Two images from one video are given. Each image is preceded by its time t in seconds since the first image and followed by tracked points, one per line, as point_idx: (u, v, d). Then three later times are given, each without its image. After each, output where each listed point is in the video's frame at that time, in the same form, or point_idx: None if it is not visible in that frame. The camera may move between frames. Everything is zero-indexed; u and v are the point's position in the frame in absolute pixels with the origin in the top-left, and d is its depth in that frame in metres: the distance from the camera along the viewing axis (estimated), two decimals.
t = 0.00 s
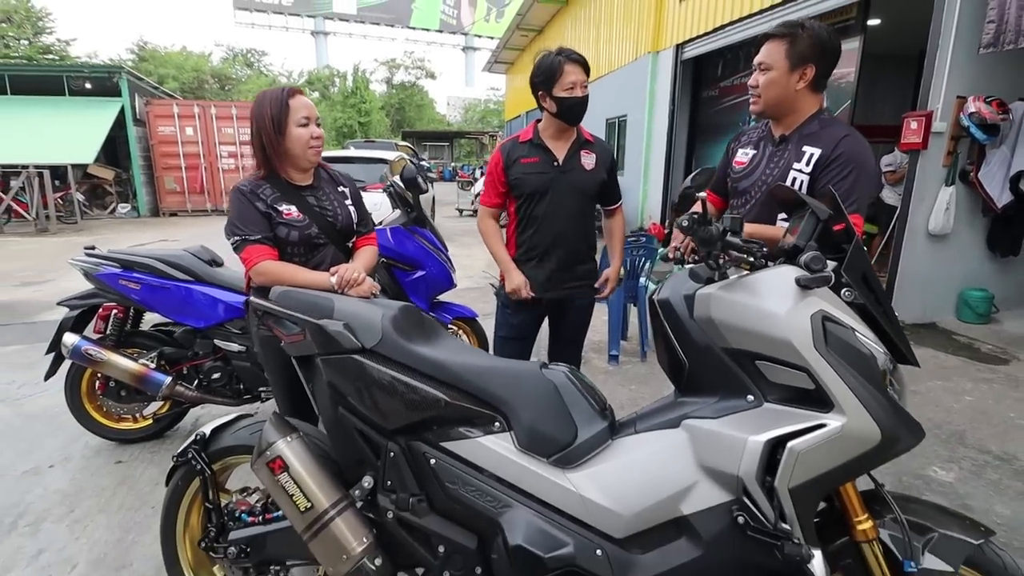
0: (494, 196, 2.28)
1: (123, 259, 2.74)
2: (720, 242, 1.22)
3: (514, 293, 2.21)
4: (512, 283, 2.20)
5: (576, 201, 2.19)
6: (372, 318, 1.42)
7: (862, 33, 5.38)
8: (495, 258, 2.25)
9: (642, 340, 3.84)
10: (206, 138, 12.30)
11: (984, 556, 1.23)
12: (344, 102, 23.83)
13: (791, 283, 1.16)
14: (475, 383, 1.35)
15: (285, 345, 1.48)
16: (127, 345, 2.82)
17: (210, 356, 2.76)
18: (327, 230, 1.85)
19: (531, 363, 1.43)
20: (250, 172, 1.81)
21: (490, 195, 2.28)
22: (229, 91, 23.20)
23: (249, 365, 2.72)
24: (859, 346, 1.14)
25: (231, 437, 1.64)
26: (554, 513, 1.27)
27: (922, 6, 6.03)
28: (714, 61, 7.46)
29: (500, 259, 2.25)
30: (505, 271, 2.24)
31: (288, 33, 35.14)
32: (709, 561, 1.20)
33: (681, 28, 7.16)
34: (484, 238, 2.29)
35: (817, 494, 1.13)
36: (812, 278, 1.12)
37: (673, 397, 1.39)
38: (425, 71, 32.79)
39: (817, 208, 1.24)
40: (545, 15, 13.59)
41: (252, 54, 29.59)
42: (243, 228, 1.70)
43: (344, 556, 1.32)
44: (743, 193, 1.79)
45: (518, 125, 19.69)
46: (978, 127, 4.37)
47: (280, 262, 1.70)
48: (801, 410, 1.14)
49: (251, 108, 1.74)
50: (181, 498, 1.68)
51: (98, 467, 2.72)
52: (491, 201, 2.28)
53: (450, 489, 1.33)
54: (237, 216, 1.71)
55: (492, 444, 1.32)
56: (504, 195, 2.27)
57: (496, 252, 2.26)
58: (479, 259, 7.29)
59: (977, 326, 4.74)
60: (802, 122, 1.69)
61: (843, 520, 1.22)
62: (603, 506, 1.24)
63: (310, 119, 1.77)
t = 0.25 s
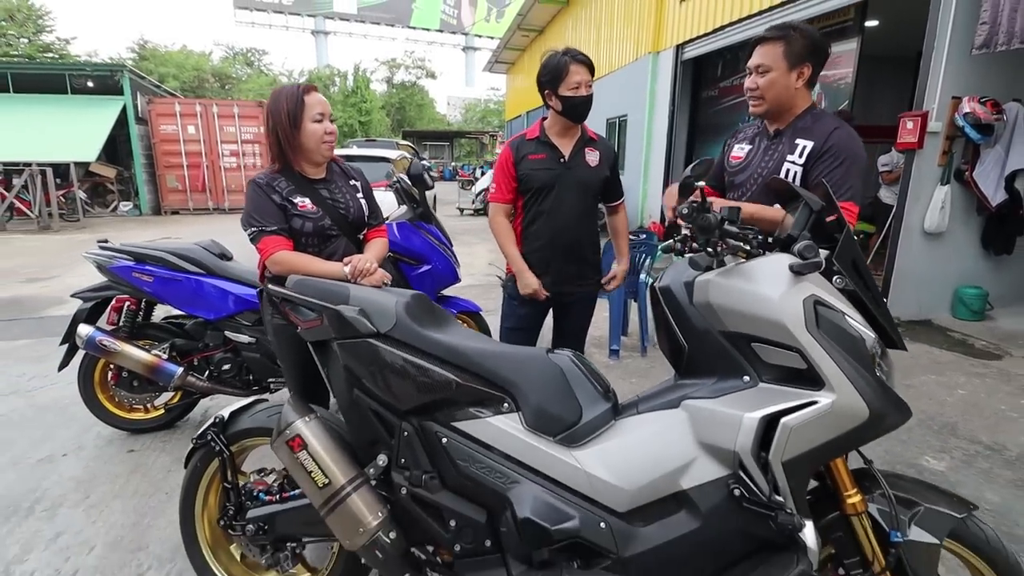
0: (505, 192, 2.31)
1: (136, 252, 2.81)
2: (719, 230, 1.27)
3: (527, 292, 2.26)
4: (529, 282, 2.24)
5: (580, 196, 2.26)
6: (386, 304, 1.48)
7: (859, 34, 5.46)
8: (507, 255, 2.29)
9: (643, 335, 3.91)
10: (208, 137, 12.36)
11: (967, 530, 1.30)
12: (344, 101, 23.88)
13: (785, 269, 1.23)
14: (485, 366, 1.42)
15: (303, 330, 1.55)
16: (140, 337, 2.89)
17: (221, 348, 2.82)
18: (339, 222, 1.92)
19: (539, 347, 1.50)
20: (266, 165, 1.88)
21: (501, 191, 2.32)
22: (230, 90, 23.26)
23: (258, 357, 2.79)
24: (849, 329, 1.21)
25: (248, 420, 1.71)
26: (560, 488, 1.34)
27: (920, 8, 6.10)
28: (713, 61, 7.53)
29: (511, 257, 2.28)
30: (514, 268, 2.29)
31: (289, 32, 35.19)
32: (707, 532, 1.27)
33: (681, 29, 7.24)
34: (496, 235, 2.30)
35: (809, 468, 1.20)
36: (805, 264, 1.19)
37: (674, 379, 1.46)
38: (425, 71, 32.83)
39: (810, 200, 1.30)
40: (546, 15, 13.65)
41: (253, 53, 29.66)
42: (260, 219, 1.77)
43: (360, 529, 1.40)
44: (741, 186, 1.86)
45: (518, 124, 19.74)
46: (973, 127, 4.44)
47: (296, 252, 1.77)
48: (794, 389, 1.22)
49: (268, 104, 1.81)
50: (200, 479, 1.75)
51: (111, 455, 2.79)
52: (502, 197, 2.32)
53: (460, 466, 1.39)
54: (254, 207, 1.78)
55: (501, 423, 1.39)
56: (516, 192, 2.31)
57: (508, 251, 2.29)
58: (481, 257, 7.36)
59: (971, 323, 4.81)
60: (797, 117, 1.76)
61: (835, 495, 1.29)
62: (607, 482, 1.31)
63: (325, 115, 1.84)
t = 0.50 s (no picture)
0: (508, 187, 2.38)
1: (145, 246, 2.87)
2: (714, 221, 1.36)
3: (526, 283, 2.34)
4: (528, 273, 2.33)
5: (582, 193, 2.33)
6: (396, 292, 1.54)
7: (855, 36, 5.54)
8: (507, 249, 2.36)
9: (642, 331, 3.98)
10: (208, 135, 12.41)
11: (949, 506, 1.36)
12: (344, 101, 23.93)
13: (777, 258, 1.29)
14: (491, 352, 1.48)
15: (315, 319, 1.61)
16: (148, 330, 2.94)
17: (228, 341, 2.88)
18: (348, 217, 1.99)
19: (543, 335, 1.56)
20: (277, 160, 1.94)
21: (504, 186, 2.38)
22: (229, 89, 23.29)
23: (265, 350, 2.82)
24: (838, 315, 1.27)
25: (261, 406, 1.77)
26: (563, 468, 1.40)
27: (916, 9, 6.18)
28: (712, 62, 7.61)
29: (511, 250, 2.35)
30: (514, 261, 2.36)
31: (288, 31, 35.21)
32: (703, 509, 1.34)
33: (680, 30, 7.31)
34: (497, 228, 2.38)
35: (799, 447, 1.26)
36: (796, 254, 1.25)
37: (672, 366, 1.53)
38: (424, 70, 32.89)
39: (802, 193, 1.37)
40: (546, 15, 13.71)
41: (252, 53, 29.69)
42: (272, 213, 1.83)
43: (370, 507, 1.46)
44: (734, 183, 1.92)
45: (518, 123, 19.79)
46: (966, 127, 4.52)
47: (305, 244, 1.83)
48: (786, 372, 1.28)
49: (281, 101, 1.87)
50: (213, 463, 1.81)
51: (120, 446, 2.84)
52: (504, 192, 2.38)
53: (467, 448, 1.45)
54: (266, 201, 1.83)
55: (506, 406, 1.45)
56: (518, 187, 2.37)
57: (508, 245, 2.36)
58: (481, 255, 7.42)
59: (964, 320, 4.89)
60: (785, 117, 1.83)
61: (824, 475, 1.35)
62: (608, 462, 1.37)
63: (336, 112, 1.90)
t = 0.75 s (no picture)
0: (505, 183, 2.42)
1: (146, 243, 2.89)
2: (704, 216, 1.40)
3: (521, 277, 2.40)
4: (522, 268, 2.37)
5: (578, 191, 2.37)
6: (396, 287, 1.58)
7: (850, 37, 5.60)
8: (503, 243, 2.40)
9: (638, 328, 4.02)
10: (206, 134, 12.41)
11: (931, 492, 1.41)
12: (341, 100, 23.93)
13: (766, 253, 1.34)
14: (489, 345, 1.52)
15: (316, 313, 1.64)
16: (148, 326, 2.97)
17: (228, 338, 2.91)
18: (348, 213, 2.02)
19: (539, 329, 1.60)
20: (279, 157, 1.97)
21: (501, 181, 2.42)
22: (227, 88, 23.27)
23: (265, 347, 2.87)
24: (824, 308, 1.32)
25: (262, 399, 1.80)
26: (558, 457, 1.44)
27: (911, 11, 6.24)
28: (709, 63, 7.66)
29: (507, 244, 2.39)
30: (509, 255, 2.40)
31: (286, 30, 35.15)
32: (694, 495, 1.38)
33: (678, 31, 7.37)
34: (494, 224, 2.42)
35: (786, 435, 1.31)
36: (784, 248, 1.30)
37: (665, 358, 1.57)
38: (422, 70, 32.89)
39: (791, 190, 1.41)
40: (545, 15, 13.74)
41: (250, 51, 29.66)
42: (273, 209, 1.86)
43: (371, 496, 1.50)
44: (719, 180, 1.97)
45: (517, 123, 19.83)
46: (957, 128, 4.58)
47: (306, 240, 1.86)
48: (774, 362, 1.32)
49: (283, 99, 1.91)
50: (215, 456, 1.84)
51: (121, 442, 2.87)
52: (502, 188, 2.42)
53: (465, 438, 1.49)
54: (268, 197, 1.87)
55: (504, 397, 1.49)
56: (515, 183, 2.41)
57: (505, 239, 2.40)
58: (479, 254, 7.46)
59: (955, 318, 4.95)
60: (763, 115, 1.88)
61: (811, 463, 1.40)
62: (602, 450, 1.41)
63: (337, 110, 1.93)
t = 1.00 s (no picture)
0: (490, 178, 2.47)
1: (129, 239, 2.88)
2: (684, 207, 1.43)
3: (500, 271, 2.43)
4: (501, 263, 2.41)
5: (561, 187, 2.38)
6: (381, 279, 1.59)
7: (834, 38, 5.67)
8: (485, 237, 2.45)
9: (625, 325, 4.05)
10: (192, 132, 12.32)
11: (905, 478, 1.44)
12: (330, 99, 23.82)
13: (744, 244, 1.36)
14: (473, 336, 1.53)
15: (301, 305, 1.65)
16: (132, 322, 2.96)
17: (213, 333, 2.90)
18: (334, 207, 2.03)
19: (523, 320, 1.61)
20: (263, 150, 1.97)
21: (487, 176, 2.48)
22: (213, 86, 23.08)
23: (250, 342, 2.85)
24: (801, 298, 1.35)
25: (247, 392, 1.80)
26: (541, 445, 1.46)
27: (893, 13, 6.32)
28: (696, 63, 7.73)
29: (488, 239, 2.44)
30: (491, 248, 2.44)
31: (273, 28, 34.93)
32: (674, 482, 1.40)
33: (665, 31, 7.42)
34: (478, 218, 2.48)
35: (763, 421, 1.33)
36: (761, 239, 1.32)
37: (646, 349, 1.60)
38: (411, 69, 32.81)
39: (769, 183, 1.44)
40: (533, 15, 13.77)
41: (237, 49, 29.45)
42: (258, 202, 1.86)
43: (355, 486, 1.51)
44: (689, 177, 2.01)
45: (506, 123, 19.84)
46: (937, 127, 4.66)
47: (290, 233, 1.86)
48: (752, 351, 1.35)
49: (268, 93, 1.91)
50: (199, 449, 1.84)
51: (104, 438, 2.85)
52: (487, 182, 2.48)
53: (449, 428, 1.51)
54: (253, 190, 1.87)
55: (488, 387, 1.51)
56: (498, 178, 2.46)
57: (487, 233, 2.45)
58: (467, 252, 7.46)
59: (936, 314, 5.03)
60: (726, 113, 1.94)
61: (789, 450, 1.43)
62: (584, 439, 1.43)
63: (323, 105, 1.94)
